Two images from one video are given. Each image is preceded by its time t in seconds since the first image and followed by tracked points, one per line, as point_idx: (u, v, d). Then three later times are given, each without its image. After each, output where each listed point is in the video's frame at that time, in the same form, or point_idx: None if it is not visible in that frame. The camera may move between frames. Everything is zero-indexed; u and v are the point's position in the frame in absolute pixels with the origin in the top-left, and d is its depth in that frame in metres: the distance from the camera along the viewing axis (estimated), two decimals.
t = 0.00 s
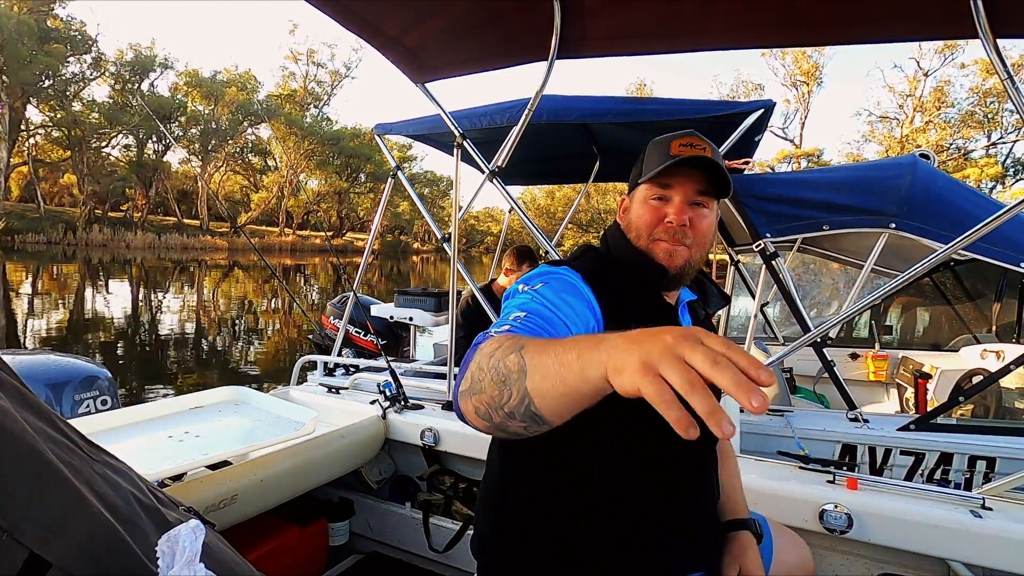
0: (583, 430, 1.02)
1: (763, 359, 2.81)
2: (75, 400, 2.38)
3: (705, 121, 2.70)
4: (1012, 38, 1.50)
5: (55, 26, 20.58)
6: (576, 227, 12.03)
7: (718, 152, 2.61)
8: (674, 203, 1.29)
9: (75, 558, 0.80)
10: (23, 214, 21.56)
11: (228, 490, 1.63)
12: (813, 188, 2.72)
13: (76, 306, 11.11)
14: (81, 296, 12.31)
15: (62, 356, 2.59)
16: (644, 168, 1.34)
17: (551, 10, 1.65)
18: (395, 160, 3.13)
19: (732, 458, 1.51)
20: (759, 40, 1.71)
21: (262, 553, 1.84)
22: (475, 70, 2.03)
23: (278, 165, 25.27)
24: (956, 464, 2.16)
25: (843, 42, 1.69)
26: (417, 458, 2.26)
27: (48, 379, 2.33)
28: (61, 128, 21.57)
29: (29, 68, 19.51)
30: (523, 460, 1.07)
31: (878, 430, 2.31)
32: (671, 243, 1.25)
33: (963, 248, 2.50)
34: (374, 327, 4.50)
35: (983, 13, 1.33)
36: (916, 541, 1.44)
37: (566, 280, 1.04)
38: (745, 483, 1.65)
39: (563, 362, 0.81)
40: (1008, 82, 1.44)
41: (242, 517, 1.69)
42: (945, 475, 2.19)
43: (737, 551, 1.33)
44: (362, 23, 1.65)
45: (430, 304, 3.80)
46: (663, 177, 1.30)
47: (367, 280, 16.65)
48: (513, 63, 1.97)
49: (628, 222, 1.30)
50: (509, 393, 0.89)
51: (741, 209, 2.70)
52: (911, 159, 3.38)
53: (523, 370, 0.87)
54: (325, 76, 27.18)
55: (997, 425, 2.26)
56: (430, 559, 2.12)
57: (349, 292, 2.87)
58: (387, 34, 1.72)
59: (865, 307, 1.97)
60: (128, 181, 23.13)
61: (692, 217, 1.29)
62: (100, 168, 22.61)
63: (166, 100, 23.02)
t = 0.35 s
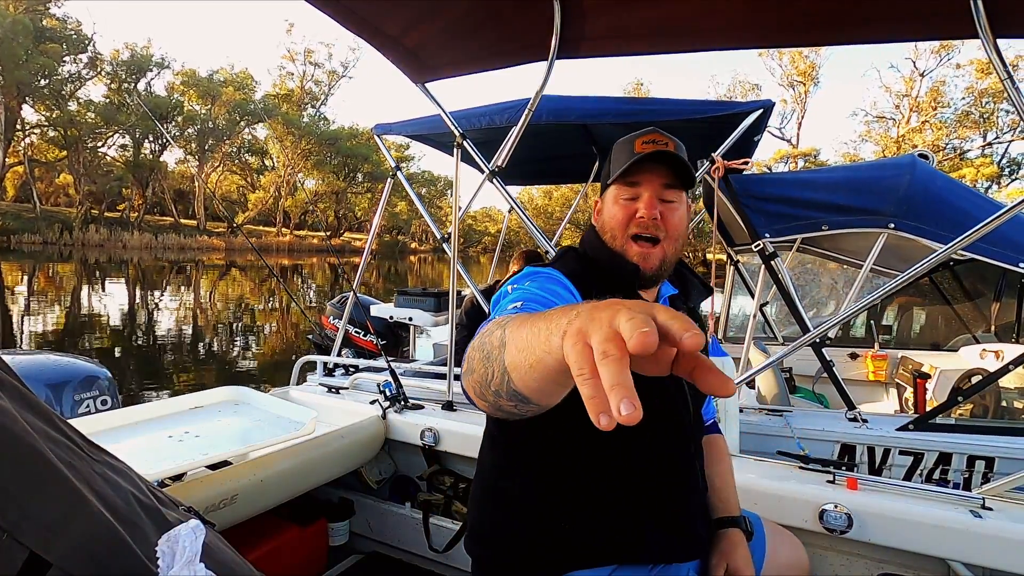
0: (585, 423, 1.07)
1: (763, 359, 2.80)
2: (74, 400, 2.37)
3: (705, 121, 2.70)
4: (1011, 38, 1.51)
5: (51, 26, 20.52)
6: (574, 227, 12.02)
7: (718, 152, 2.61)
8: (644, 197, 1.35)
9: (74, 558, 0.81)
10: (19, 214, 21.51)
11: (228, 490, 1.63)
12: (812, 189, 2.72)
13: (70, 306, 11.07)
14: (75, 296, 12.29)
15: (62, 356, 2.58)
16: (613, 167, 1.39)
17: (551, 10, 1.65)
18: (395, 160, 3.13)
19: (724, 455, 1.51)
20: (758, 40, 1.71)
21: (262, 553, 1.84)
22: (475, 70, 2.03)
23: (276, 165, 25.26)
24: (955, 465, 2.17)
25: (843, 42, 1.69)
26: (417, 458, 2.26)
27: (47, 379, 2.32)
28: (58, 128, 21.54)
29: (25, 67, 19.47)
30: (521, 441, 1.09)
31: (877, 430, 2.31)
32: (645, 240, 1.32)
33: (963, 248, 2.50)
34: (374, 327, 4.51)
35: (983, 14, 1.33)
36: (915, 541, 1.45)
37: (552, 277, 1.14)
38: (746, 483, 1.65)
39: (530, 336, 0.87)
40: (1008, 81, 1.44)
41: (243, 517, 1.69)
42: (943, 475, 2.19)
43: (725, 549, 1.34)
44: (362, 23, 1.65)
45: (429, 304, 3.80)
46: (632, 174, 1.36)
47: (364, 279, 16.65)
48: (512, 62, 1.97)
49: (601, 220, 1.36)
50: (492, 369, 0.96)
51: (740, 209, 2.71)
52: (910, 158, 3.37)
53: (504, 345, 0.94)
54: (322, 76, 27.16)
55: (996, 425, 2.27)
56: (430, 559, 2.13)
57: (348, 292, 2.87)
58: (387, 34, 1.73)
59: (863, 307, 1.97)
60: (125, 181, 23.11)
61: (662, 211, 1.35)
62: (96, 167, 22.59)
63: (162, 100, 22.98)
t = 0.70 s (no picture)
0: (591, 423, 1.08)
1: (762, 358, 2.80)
2: (74, 400, 2.37)
3: (704, 121, 2.70)
4: (1011, 37, 1.50)
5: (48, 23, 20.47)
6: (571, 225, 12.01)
7: (718, 152, 2.60)
8: (614, 198, 1.34)
9: (74, 558, 0.81)
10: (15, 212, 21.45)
11: (228, 490, 1.63)
12: (812, 188, 2.72)
13: (65, 304, 11.03)
14: (71, 294, 12.24)
15: (61, 356, 2.58)
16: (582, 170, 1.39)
17: (551, 10, 1.65)
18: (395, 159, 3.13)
19: (707, 446, 1.55)
20: (759, 40, 1.71)
21: (262, 553, 1.84)
22: (475, 70, 2.03)
23: (274, 163, 25.21)
24: (955, 464, 2.16)
25: (843, 42, 1.69)
26: (417, 458, 2.26)
27: (47, 379, 2.32)
28: (55, 125, 21.49)
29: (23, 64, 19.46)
30: (522, 439, 1.08)
31: (878, 429, 2.31)
32: (617, 236, 1.30)
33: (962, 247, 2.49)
34: (374, 326, 4.51)
35: (983, 13, 1.33)
36: (915, 540, 1.45)
37: (527, 284, 1.14)
38: (746, 483, 1.66)
39: (522, 336, 0.87)
40: (1009, 82, 1.44)
41: (243, 518, 1.69)
42: (943, 475, 2.19)
43: (710, 536, 1.35)
44: (362, 23, 1.65)
45: (429, 303, 3.80)
46: (602, 176, 1.35)
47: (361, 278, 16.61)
48: (512, 62, 1.97)
49: (572, 221, 1.35)
50: (481, 379, 0.95)
51: (740, 208, 2.71)
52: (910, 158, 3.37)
53: (490, 355, 0.93)
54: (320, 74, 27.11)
55: (996, 425, 2.27)
56: (430, 559, 2.13)
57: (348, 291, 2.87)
58: (387, 34, 1.73)
59: (862, 307, 1.97)
60: (122, 179, 23.05)
61: (633, 211, 1.34)
62: (94, 165, 22.54)
63: (161, 98, 22.95)
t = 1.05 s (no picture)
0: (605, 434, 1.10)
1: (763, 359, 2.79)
2: (75, 400, 2.38)
3: (705, 121, 2.69)
4: (1010, 38, 1.50)
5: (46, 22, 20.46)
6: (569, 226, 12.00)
7: (718, 152, 2.60)
8: (610, 197, 1.34)
9: (74, 559, 0.81)
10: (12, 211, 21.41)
11: (229, 490, 1.63)
12: (813, 189, 2.73)
13: (61, 304, 11.00)
14: (68, 294, 12.22)
15: (61, 356, 2.58)
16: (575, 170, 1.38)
17: (551, 10, 1.65)
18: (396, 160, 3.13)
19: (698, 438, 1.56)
20: (757, 40, 1.71)
21: (262, 553, 1.84)
22: (476, 70, 2.03)
23: (272, 163, 25.19)
24: (955, 465, 2.17)
25: (842, 43, 1.69)
26: (417, 458, 2.26)
27: (48, 379, 2.33)
28: (52, 124, 21.46)
29: (21, 62, 19.47)
30: (527, 452, 1.07)
31: (878, 430, 2.31)
32: (615, 236, 1.30)
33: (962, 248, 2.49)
34: (374, 326, 4.51)
35: (983, 14, 1.33)
36: (914, 541, 1.45)
37: (518, 290, 1.13)
38: (745, 482, 1.66)
39: (539, 351, 0.87)
40: (1008, 82, 1.44)
41: (242, 517, 1.69)
42: (944, 476, 2.19)
43: (705, 530, 1.35)
44: (362, 23, 1.65)
45: (430, 303, 3.80)
46: (600, 175, 1.34)
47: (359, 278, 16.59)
48: (512, 63, 1.97)
49: (568, 222, 1.34)
50: (494, 401, 0.93)
51: (740, 208, 2.72)
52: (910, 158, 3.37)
53: (505, 373, 0.91)
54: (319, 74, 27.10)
55: (996, 426, 2.27)
56: (430, 560, 2.13)
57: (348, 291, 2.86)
58: (387, 34, 1.73)
59: (863, 307, 1.96)
60: (119, 179, 23.03)
61: (628, 210, 1.35)
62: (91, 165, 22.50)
63: (159, 97, 22.92)
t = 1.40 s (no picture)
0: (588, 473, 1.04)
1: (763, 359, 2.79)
2: (75, 400, 2.38)
3: (705, 122, 2.69)
4: (1010, 38, 1.50)
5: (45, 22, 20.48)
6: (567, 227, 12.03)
7: (718, 152, 2.60)
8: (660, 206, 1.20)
9: (75, 558, 0.81)
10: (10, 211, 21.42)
11: (229, 490, 1.63)
12: (813, 190, 2.73)
13: (58, 305, 10.99)
14: (65, 295, 12.23)
15: (62, 356, 2.58)
16: (644, 164, 1.12)
17: (551, 10, 1.64)
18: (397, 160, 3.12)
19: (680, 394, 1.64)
20: (756, 40, 1.72)
21: (262, 553, 1.84)
22: (476, 70, 2.03)
23: (271, 164, 25.22)
24: (956, 465, 2.17)
25: (841, 42, 1.69)
26: (417, 459, 2.25)
27: (48, 379, 2.33)
28: (51, 125, 21.48)
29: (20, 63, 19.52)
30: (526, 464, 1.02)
31: (879, 431, 2.31)
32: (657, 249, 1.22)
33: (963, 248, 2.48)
34: (374, 327, 4.52)
35: (983, 14, 1.33)
36: (917, 542, 1.44)
37: (553, 338, 0.95)
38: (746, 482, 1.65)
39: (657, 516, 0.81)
40: (1008, 81, 1.44)
41: (243, 518, 1.70)
42: (944, 476, 2.19)
43: (733, 446, 1.47)
44: (362, 23, 1.65)
45: (430, 304, 3.80)
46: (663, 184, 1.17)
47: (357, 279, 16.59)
48: (512, 63, 1.97)
49: (637, 228, 1.13)
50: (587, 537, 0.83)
51: (741, 209, 2.71)
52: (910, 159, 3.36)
53: (608, 543, 0.82)
54: (318, 75, 27.14)
55: (996, 425, 2.27)
56: (430, 560, 2.13)
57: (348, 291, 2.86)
58: (387, 34, 1.73)
59: (863, 307, 1.96)
60: (118, 179, 23.03)
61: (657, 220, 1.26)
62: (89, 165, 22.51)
63: (158, 98, 22.94)
